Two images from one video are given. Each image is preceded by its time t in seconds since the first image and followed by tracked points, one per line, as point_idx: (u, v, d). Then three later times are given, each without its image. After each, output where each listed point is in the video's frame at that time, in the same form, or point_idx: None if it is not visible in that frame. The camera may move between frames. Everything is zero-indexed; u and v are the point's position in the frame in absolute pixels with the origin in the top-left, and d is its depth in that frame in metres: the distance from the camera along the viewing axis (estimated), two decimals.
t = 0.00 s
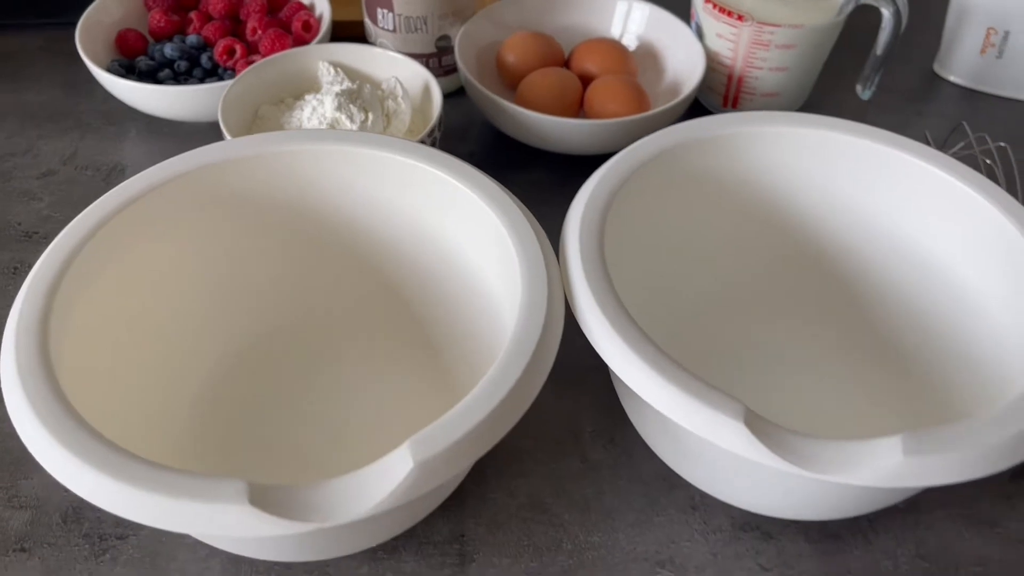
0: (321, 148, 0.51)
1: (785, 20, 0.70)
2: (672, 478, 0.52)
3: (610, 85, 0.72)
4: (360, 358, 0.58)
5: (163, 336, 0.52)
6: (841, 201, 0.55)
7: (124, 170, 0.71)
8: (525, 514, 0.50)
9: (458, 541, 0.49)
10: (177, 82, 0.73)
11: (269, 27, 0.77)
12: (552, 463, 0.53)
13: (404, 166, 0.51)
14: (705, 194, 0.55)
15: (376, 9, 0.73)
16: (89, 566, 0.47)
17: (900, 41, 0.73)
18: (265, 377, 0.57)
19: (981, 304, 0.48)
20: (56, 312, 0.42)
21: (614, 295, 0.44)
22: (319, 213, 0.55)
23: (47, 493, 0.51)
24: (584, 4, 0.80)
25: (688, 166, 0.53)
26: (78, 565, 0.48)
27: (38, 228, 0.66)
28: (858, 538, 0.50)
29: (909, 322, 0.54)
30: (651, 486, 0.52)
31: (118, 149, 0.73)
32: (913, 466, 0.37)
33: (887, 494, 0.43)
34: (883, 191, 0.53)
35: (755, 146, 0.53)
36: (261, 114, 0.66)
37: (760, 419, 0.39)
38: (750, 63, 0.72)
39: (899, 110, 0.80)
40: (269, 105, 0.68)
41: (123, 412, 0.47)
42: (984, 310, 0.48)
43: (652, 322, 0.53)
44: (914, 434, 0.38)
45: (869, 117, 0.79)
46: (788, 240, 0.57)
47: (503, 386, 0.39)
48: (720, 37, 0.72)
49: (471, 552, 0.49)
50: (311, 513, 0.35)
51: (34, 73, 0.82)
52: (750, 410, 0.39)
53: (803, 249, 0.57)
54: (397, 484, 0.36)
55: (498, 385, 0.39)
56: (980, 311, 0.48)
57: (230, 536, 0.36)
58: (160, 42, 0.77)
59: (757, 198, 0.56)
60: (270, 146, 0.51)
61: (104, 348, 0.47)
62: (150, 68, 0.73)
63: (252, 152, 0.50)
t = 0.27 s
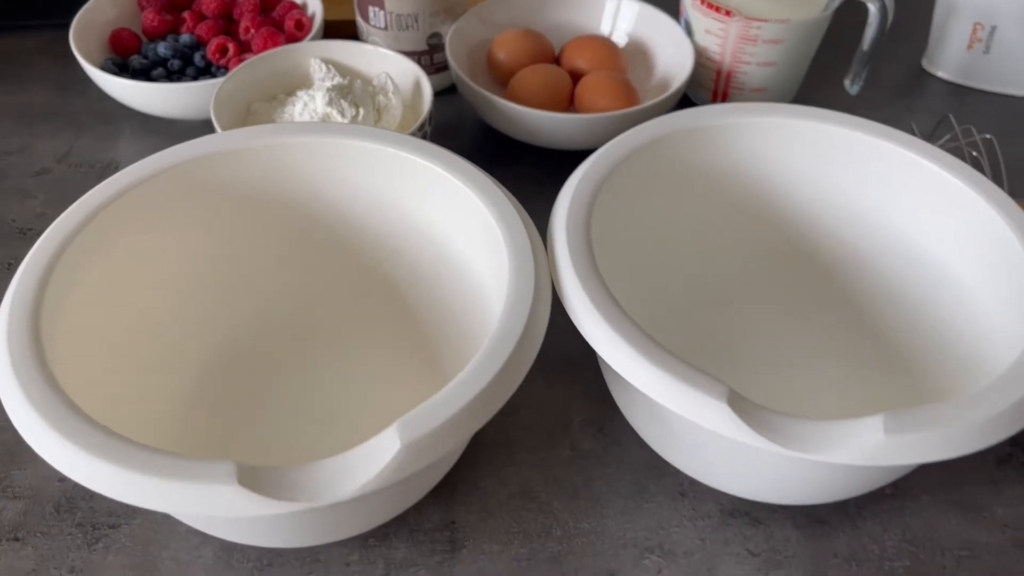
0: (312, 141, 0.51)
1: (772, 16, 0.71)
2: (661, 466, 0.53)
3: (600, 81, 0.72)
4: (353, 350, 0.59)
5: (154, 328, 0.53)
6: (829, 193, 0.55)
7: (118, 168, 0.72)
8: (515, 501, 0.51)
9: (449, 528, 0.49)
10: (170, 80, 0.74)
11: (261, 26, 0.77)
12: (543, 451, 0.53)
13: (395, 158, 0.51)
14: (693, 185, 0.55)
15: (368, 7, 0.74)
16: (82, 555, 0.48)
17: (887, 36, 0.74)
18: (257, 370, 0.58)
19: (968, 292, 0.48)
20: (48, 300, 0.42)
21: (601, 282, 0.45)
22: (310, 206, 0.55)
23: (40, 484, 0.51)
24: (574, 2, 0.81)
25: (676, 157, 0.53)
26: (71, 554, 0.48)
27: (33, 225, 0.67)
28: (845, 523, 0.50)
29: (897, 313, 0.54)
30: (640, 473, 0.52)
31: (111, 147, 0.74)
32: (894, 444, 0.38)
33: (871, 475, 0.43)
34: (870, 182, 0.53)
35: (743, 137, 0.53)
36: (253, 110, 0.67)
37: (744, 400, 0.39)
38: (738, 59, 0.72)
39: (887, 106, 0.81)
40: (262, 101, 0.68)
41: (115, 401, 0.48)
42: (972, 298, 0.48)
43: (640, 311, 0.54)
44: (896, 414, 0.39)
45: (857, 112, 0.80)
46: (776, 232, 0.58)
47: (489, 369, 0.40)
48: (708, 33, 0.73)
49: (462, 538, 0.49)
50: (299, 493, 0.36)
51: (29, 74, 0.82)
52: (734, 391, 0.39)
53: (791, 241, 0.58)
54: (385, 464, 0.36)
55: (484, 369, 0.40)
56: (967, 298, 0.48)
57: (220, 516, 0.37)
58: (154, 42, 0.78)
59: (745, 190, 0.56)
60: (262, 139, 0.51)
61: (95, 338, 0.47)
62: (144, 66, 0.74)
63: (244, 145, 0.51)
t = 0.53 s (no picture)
0: (306, 135, 0.52)
1: (761, 13, 0.72)
2: (652, 454, 0.53)
3: (592, 78, 0.73)
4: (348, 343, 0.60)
5: (150, 322, 0.53)
6: (818, 185, 0.56)
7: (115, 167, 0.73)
8: (508, 489, 0.51)
9: (442, 516, 0.50)
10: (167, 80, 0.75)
11: (257, 27, 0.78)
12: (535, 440, 0.54)
13: (388, 151, 0.52)
14: (684, 178, 0.56)
15: (362, 8, 0.75)
16: (80, 544, 0.48)
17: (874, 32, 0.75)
18: (253, 363, 0.58)
19: (954, 281, 0.49)
20: (45, 291, 0.43)
21: (589, 268, 0.45)
22: (305, 201, 0.56)
23: (39, 475, 0.52)
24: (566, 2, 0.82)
25: (666, 150, 0.54)
26: (70, 542, 0.48)
27: (31, 223, 0.67)
28: (834, 508, 0.51)
29: (886, 303, 0.55)
30: (632, 461, 0.53)
31: (109, 147, 0.75)
32: (876, 423, 0.38)
33: (858, 457, 0.44)
34: (858, 175, 0.54)
35: (732, 130, 0.54)
36: (249, 108, 0.68)
37: (730, 382, 0.40)
38: (728, 56, 0.73)
39: (876, 102, 0.82)
40: (257, 100, 0.69)
41: (111, 392, 0.48)
42: (957, 287, 0.48)
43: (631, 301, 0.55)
44: (879, 394, 0.39)
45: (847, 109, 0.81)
46: (767, 225, 0.58)
47: (481, 352, 0.40)
48: (698, 31, 0.74)
49: (456, 525, 0.49)
50: (292, 474, 0.36)
51: (27, 76, 0.83)
52: (720, 373, 0.40)
53: (782, 234, 0.58)
54: (377, 445, 0.37)
55: (474, 354, 0.40)
56: (953, 287, 0.49)
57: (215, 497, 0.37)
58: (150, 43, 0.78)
59: (735, 183, 0.57)
60: (256, 133, 0.52)
61: (91, 331, 0.48)
62: (141, 67, 0.75)
63: (239, 139, 0.52)
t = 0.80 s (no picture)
0: (301, 130, 0.53)
1: (750, 10, 0.72)
2: (645, 443, 0.54)
3: (584, 76, 0.74)
4: (343, 337, 0.60)
5: (146, 315, 0.54)
6: (808, 177, 0.56)
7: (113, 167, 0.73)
8: (502, 478, 0.52)
9: (437, 504, 0.50)
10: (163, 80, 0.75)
11: (252, 28, 0.79)
12: (529, 430, 0.55)
13: (382, 144, 0.53)
14: (675, 170, 0.56)
15: (356, 8, 0.76)
16: (77, 534, 0.49)
17: (863, 29, 0.76)
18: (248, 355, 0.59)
19: (942, 270, 0.49)
20: (42, 283, 0.44)
21: (580, 256, 0.46)
22: (300, 195, 0.56)
23: (37, 468, 0.52)
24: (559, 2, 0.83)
25: (658, 141, 0.54)
26: (67, 533, 0.49)
27: (29, 222, 0.68)
28: (825, 494, 0.51)
29: (876, 293, 0.55)
30: (624, 449, 0.53)
31: (107, 147, 0.75)
32: (863, 403, 0.39)
33: (846, 441, 0.44)
34: (848, 167, 0.54)
35: (723, 123, 0.55)
36: (245, 107, 0.68)
37: (719, 365, 0.41)
38: (718, 53, 0.74)
39: (866, 99, 0.83)
40: (253, 98, 0.70)
41: (107, 384, 0.49)
42: (946, 276, 0.49)
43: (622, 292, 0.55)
44: (866, 375, 0.40)
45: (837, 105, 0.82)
46: (757, 217, 0.59)
47: (473, 337, 0.41)
48: (689, 29, 0.75)
49: (450, 514, 0.50)
50: (287, 456, 0.37)
51: (25, 79, 0.84)
52: (709, 355, 0.41)
53: (772, 225, 0.59)
54: (371, 428, 0.38)
55: (466, 339, 0.41)
56: (940, 277, 0.49)
57: (210, 480, 0.38)
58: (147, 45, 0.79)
59: (726, 175, 0.57)
60: (251, 128, 0.53)
61: (88, 323, 0.48)
62: (138, 68, 0.75)
63: (234, 133, 0.52)
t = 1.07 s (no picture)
0: (294, 125, 0.54)
1: (739, 9, 0.73)
2: (636, 432, 0.54)
3: (574, 74, 0.75)
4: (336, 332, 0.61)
5: (140, 309, 0.54)
6: (795, 170, 0.57)
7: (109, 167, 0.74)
8: (494, 468, 0.52)
9: (430, 493, 0.51)
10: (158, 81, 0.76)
11: (246, 30, 0.80)
12: (521, 421, 0.55)
13: (373, 139, 0.53)
14: (664, 163, 0.57)
15: (349, 9, 0.77)
16: (73, 525, 0.49)
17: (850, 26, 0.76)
18: (242, 350, 0.60)
19: (926, 260, 0.50)
20: (38, 274, 0.44)
21: (569, 244, 0.46)
22: (293, 191, 0.57)
23: (32, 460, 0.53)
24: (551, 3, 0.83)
25: (646, 135, 0.55)
26: (63, 524, 0.49)
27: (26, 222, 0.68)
28: (814, 482, 0.52)
29: (863, 284, 0.56)
30: (615, 439, 0.54)
31: (102, 148, 0.76)
32: (847, 384, 0.39)
33: (833, 425, 0.45)
34: (834, 159, 0.55)
35: (710, 116, 0.55)
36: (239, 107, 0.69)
37: (706, 349, 0.41)
38: (707, 51, 0.75)
39: (855, 97, 0.84)
40: (247, 98, 0.71)
41: (102, 376, 0.49)
42: (930, 266, 0.50)
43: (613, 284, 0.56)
44: (849, 357, 0.40)
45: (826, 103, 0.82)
46: (745, 209, 0.60)
47: (463, 323, 0.41)
48: (678, 28, 0.75)
49: (443, 502, 0.50)
50: (279, 439, 0.37)
51: (22, 82, 0.84)
52: (695, 340, 0.41)
53: (760, 218, 0.60)
54: (361, 412, 0.38)
55: (456, 325, 0.41)
56: (924, 266, 0.50)
57: (203, 463, 0.38)
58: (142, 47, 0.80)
59: (714, 169, 0.58)
60: (245, 124, 0.53)
61: (83, 315, 0.49)
62: (133, 69, 0.76)
63: (228, 129, 0.53)
